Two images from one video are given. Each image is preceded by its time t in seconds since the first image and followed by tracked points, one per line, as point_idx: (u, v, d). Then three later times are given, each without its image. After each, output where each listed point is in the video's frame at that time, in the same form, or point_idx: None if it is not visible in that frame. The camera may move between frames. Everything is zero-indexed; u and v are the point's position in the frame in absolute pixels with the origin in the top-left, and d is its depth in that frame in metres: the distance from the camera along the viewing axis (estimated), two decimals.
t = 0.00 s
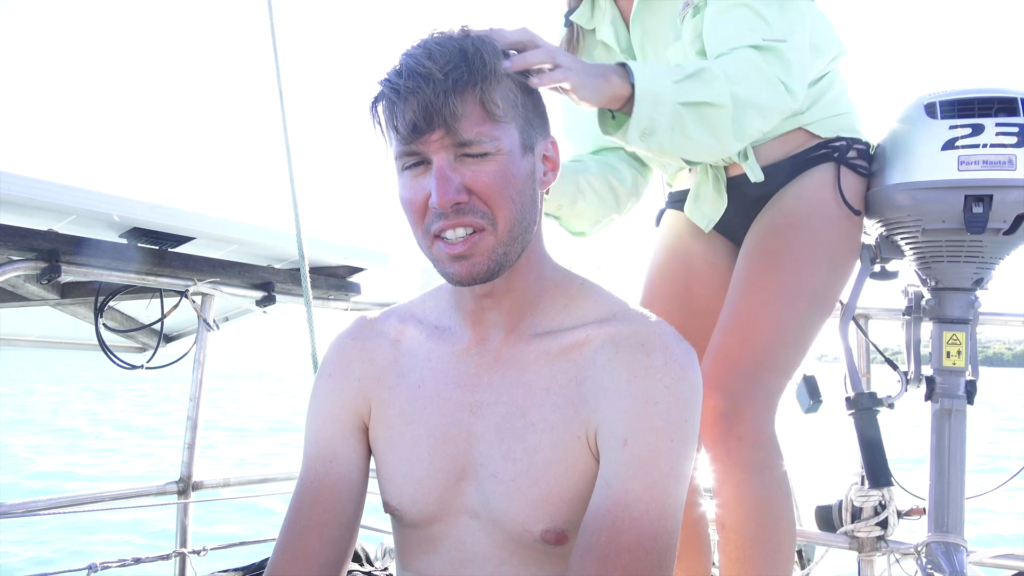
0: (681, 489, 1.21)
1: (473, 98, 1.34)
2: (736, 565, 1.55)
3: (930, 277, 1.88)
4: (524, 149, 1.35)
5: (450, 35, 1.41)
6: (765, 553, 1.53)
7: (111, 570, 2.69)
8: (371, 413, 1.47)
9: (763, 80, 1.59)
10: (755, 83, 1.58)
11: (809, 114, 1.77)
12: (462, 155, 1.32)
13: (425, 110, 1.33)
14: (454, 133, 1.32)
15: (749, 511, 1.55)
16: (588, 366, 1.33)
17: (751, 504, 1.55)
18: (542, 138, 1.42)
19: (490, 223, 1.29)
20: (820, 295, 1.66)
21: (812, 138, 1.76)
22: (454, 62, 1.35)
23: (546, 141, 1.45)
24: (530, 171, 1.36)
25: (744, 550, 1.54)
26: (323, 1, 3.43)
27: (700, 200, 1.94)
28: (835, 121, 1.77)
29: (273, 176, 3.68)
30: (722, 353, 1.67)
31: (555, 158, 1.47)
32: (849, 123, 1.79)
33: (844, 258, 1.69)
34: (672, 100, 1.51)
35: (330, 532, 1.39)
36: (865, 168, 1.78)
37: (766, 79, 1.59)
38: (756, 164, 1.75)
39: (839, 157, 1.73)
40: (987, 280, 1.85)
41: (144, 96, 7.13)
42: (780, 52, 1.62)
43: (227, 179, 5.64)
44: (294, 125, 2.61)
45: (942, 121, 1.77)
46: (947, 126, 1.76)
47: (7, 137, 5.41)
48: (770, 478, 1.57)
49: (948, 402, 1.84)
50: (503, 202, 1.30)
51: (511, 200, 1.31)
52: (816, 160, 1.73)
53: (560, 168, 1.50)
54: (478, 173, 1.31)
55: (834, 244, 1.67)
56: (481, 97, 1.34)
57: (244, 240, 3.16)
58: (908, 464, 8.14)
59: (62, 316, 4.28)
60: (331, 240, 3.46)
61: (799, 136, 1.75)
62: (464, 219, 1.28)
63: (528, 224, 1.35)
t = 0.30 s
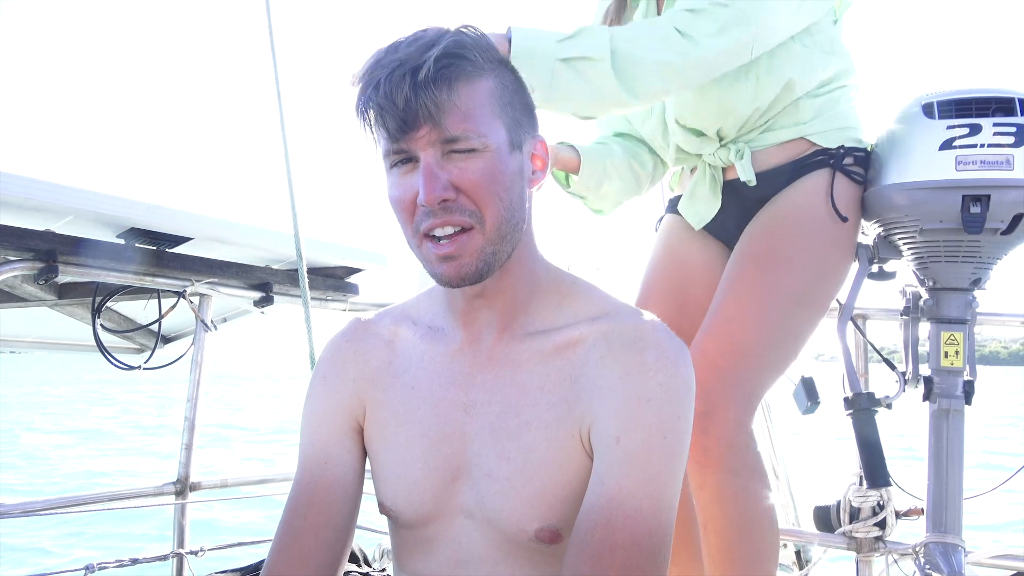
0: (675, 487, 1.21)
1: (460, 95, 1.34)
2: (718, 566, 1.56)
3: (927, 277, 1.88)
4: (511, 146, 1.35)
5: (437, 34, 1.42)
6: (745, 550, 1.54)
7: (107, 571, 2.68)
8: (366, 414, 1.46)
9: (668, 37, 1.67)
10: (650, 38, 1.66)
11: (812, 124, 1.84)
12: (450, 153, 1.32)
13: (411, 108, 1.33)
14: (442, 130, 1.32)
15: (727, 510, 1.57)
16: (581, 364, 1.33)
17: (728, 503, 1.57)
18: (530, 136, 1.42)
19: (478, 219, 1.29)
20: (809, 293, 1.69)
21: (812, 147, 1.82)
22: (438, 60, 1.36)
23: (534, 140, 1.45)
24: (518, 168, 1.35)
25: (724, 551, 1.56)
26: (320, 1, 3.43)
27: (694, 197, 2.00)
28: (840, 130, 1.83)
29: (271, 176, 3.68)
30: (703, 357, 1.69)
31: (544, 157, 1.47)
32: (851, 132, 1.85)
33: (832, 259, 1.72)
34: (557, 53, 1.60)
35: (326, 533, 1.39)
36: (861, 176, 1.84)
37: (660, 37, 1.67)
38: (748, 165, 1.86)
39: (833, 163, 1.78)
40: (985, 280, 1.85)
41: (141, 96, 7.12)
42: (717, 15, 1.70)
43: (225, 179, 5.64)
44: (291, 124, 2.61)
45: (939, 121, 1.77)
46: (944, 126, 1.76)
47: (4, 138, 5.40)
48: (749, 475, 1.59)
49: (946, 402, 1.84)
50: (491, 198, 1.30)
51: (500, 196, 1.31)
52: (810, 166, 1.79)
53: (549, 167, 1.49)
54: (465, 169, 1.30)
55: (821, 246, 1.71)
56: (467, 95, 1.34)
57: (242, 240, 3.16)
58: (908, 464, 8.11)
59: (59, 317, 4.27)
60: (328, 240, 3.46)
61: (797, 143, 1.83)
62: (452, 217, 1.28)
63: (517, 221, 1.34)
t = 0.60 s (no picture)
0: (674, 490, 1.21)
1: (457, 96, 1.34)
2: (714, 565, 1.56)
3: (926, 281, 1.88)
4: (509, 148, 1.35)
5: (435, 36, 1.42)
6: (740, 551, 1.53)
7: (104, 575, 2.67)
8: (365, 416, 1.46)
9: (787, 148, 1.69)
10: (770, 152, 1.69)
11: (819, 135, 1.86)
12: (448, 154, 1.32)
13: (408, 110, 1.33)
14: (439, 131, 1.32)
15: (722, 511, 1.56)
16: (580, 367, 1.32)
17: (724, 504, 1.56)
18: (528, 138, 1.42)
19: (475, 221, 1.28)
20: (808, 296, 1.69)
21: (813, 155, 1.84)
22: (435, 62, 1.36)
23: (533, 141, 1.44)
24: (516, 170, 1.35)
25: (720, 553, 1.55)
26: (319, 2, 3.43)
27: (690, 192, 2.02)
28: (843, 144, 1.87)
29: (269, 178, 3.67)
30: (700, 358, 1.69)
31: (543, 159, 1.47)
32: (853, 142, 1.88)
33: (830, 262, 1.72)
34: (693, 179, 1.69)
35: (325, 536, 1.38)
36: (859, 183, 1.85)
37: (776, 145, 1.69)
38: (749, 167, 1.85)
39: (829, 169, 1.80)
40: (983, 283, 1.85)
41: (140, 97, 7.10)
42: (821, 116, 1.71)
43: (223, 180, 5.62)
44: (290, 126, 2.60)
45: (939, 125, 1.77)
46: (943, 129, 1.77)
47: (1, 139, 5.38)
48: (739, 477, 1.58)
49: (944, 405, 1.83)
50: (488, 200, 1.29)
51: (497, 198, 1.31)
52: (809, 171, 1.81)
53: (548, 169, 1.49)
54: (463, 171, 1.30)
55: (818, 250, 1.72)
56: (464, 96, 1.34)
57: (240, 243, 3.15)
58: (905, 465, 8.13)
59: (57, 319, 4.27)
60: (327, 242, 3.45)
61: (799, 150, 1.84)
62: (449, 218, 1.28)
63: (515, 223, 1.34)
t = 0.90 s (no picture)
0: (672, 493, 1.22)
1: (458, 100, 1.34)
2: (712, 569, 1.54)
3: (921, 282, 1.88)
4: (509, 152, 1.36)
5: (436, 40, 1.43)
6: (739, 554, 1.53)
7: None
8: (364, 419, 1.46)
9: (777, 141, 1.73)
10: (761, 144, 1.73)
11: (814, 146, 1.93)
12: (448, 159, 1.33)
13: (409, 113, 1.34)
14: (440, 135, 1.33)
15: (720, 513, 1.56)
16: (579, 370, 1.33)
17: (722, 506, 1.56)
18: (528, 142, 1.43)
19: (475, 226, 1.29)
20: (802, 298, 1.71)
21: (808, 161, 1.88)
22: (436, 65, 1.36)
23: (533, 146, 1.45)
24: (515, 174, 1.36)
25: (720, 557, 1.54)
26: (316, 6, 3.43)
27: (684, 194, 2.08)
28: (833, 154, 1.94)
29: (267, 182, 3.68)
30: (697, 358, 1.70)
31: (542, 163, 1.47)
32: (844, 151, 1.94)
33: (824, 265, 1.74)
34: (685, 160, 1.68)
35: (323, 538, 1.38)
36: (854, 187, 1.88)
37: (767, 136, 1.73)
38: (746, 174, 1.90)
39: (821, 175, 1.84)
40: (978, 285, 1.86)
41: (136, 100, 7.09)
42: (818, 118, 1.76)
43: (220, 183, 5.61)
44: (286, 129, 2.60)
45: (932, 127, 1.78)
46: (937, 131, 1.78)
47: None
48: (736, 478, 1.58)
49: (940, 406, 1.83)
50: (488, 205, 1.30)
51: (497, 201, 1.31)
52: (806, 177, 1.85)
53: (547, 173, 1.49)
54: (463, 174, 1.31)
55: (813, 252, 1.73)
56: (465, 100, 1.35)
57: (238, 246, 3.16)
58: (903, 466, 8.14)
59: (55, 323, 4.26)
60: (325, 246, 3.45)
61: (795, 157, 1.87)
62: (449, 221, 1.28)
63: (515, 227, 1.35)
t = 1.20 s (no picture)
0: (665, 493, 1.21)
1: (453, 100, 1.34)
2: (708, 571, 1.55)
3: (916, 283, 1.89)
4: (503, 153, 1.35)
5: (433, 39, 1.42)
6: (735, 557, 1.53)
7: None
8: (358, 421, 1.46)
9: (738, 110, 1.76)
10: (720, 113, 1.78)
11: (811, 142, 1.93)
12: (442, 158, 1.32)
13: (404, 113, 1.33)
14: (435, 134, 1.32)
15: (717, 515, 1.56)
16: (572, 371, 1.33)
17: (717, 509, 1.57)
18: (521, 143, 1.42)
19: (469, 226, 1.29)
20: (798, 298, 1.70)
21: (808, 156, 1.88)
22: (430, 65, 1.36)
23: (526, 147, 1.45)
24: (510, 174, 1.35)
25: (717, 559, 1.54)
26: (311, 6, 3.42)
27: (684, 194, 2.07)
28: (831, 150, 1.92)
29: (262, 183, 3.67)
30: (693, 358, 1.70)
31: (535, 164, 1.47)
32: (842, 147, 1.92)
33: (821, 266, 1.74)
34: (631, 129, 1.82)
35: (316, 541, 1.38)
36: (851, 186, 1.88)
37: (727, 105, 1.77)
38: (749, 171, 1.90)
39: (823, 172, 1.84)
40: (973, 285, 1.86)
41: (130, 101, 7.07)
42: (792, 89, 1.75)
43: (215, 184, 5.60)
44: (281, 130, 2.59)
45: (927, 127, 1.78)
46: (932, 132, 1.78)
47: None
48: (733, 478, 1.59)
49: (935, 407, 1.84)
50: (483, 204, 1.30)
51: (492, 202, 1.31)
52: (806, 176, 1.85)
53: (540, 175, 1.49)
54: (458, 175, 1.31)
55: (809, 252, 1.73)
56: (460, 100, 1.35)
57: (232, 248, 3.15)
58: (898, 466, 8.16)
59: (49, 325, 4.25)
60: (320, 247, 3.44)
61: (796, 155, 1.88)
62: (444, 220, 1.28)
63: (510, 226, 1.34)
